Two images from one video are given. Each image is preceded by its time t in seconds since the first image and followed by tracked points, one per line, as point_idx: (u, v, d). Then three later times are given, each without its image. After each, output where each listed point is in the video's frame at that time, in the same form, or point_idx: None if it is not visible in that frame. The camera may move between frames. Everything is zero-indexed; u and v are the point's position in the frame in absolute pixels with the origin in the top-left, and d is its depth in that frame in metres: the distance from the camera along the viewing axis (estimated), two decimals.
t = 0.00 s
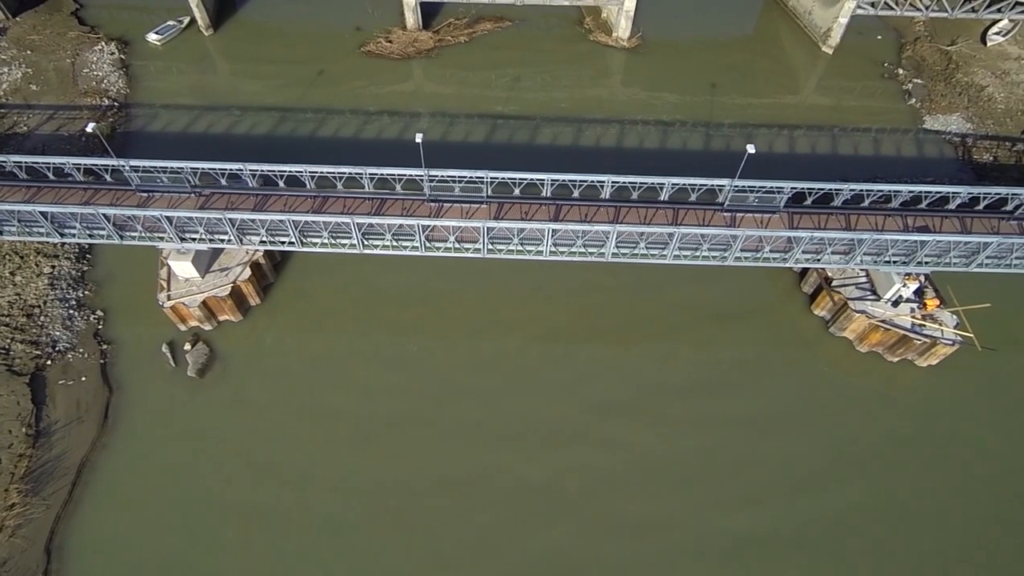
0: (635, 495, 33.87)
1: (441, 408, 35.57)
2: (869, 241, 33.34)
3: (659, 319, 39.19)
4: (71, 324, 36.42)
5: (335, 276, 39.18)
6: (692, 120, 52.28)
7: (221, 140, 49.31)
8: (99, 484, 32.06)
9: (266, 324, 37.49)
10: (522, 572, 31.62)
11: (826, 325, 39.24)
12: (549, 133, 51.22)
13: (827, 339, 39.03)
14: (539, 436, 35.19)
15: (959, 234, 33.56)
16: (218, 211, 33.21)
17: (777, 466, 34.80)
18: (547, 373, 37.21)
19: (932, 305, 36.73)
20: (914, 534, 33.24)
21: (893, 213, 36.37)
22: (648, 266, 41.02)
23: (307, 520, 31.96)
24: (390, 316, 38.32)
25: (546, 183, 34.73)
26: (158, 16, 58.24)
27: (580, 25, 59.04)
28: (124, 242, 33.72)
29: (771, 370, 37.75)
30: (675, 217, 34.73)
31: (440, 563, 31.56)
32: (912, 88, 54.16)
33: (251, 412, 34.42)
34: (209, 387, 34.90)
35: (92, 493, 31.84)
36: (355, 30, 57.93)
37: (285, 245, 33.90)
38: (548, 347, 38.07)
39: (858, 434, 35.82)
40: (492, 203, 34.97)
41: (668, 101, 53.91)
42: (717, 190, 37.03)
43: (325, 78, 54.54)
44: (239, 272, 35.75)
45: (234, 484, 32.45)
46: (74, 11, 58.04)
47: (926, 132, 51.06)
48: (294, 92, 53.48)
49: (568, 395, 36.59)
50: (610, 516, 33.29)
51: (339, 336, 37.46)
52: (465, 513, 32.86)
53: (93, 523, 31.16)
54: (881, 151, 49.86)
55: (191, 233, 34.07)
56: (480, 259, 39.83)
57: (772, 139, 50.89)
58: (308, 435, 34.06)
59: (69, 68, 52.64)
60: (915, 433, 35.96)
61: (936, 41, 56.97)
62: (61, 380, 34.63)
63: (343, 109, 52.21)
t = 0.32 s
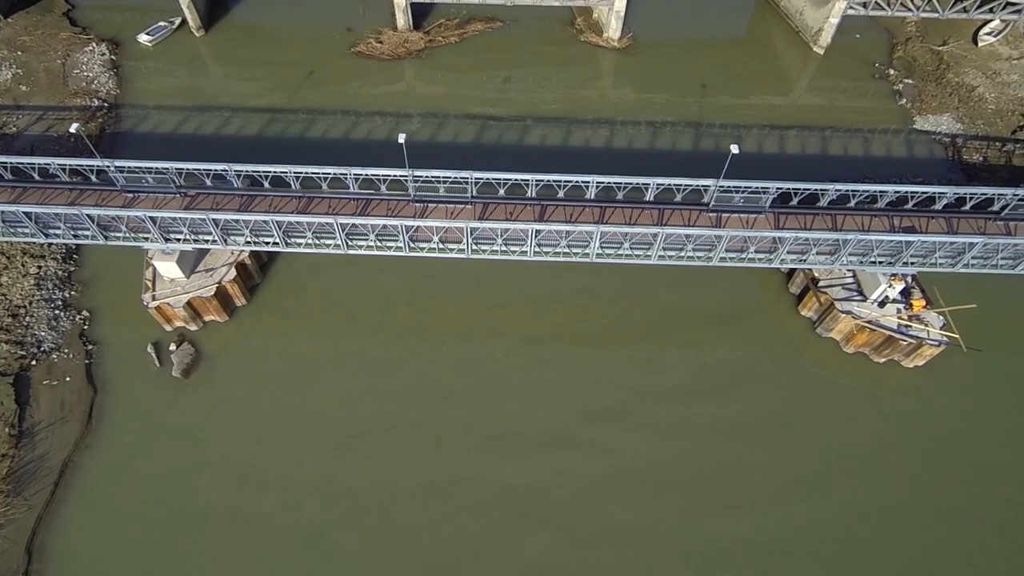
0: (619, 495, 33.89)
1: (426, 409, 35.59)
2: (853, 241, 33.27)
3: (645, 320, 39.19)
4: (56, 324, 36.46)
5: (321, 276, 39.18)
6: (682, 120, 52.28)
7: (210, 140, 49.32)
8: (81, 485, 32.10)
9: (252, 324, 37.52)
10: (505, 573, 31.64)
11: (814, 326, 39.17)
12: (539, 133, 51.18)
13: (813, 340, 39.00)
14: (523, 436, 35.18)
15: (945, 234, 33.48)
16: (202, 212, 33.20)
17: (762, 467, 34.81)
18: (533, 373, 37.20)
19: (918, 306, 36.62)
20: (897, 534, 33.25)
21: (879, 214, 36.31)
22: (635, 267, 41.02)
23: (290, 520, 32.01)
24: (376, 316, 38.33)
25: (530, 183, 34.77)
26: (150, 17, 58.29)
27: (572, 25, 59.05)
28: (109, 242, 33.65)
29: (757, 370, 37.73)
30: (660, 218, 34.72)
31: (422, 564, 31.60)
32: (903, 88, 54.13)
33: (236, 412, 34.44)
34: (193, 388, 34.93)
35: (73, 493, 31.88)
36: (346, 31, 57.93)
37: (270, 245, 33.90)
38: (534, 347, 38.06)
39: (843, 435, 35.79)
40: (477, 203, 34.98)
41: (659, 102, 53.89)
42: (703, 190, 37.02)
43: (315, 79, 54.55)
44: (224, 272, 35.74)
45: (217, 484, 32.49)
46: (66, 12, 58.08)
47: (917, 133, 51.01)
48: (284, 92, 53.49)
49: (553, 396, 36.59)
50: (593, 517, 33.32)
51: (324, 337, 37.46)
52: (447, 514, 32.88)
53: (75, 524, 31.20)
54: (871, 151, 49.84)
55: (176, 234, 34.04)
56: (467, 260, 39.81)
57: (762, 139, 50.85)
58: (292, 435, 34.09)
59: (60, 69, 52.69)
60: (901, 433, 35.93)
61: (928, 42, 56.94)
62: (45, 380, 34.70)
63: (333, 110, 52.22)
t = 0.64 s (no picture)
0: (599, 495, 33.95)
1: (407, 409, 35.65)
2: (836, 242, 33.18)
3: (629, 321, 39.22)
4: (40, 325, 36.56)
5: (305, 277, 39.24)
6: (669, 120, 52.30)
7: (197, 141, 49.35)
8: (62, 485, 32.27)
9: (235, 325, 37.57)
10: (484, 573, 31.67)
11: (798, 326, 39.13)
12: (526, 134, 51.18)
13: (798, 340, 38.94)
14: (504, 436, 35.22)
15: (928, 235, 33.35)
16: (184, 213, 33.19)
17: (742, 467, 34.83)
18: (515, 374, 37.23)
19: (902, 306, 36.57)
20: (876, 534, 33.24)
21: (863, 214, 36.20)
22: (620, 267, 41.07)
23: (269, 520, 32.09)
24: (359, 317, 38.37)
25: (512, 184, 34.81)
26: (140, 18, 58.38)
27: (562, 26, 59.08)
28: (91, 243, 33.53)
29: (740, 371, 37.71)
30: (643, 218, 34.70)
31: (401, 564, 31.66)
32: (892, 88, 54.06)
33: (218, 413, 34.55)
34: (176, 389, 35.07)
35: (53, 494, 32.08)
36: (335, 32, 57.98)
37: (251, 246, 33.92)
38: (517, 348, 38.06)
39: (825, 435, 35.78)
40: (459, 204, 34.98)
41: (648, 102, 53.88)
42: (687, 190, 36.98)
43: (304, 80, 54.59)
44: (207, 273, 35.80)
45: (197, 485, 32.63)
46: (56, 13, 58.18)
47: (906, 133, 50.92)
48: (273, 93, 53.55)
49: (535, 396, 36.60)
50: (573, 517, 33.35)
51: (308, 337, 37.51)
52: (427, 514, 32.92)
53: (55, 524, 31.39)
54: (860, 152, 49.76)
55: (158, 235, 34.01)
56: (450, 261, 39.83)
57: (749, 139, 50.82)
58: (273, 436, 34.17)
59: (49, 70, 52.79)
60: (883, 433, 35.88)
61: (918, 42, 56.89)
62: (28, 380, 34.91)
63: (321, 111, 52.24)
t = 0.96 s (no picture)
0: (582, 494, 33.97)
1: (391, 409, 35.67)
2: (821, 242, 33.06)
3: (614, 321, 39.21)
4: (25, 325, 36.62)
5: (291, 278, 39.29)
6: (659, 120, 52.28)
7: (186, 142, 49.38)
8: (45, 485, 32.36)
9: (221, 325, 37.62)
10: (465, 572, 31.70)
11: (784, 327, 39.09)
12: (515, 134, 51.18)
13: (783, 340, 38.90)
14: (488, 436, 35.22)
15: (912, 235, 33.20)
16: (168, 214, 33.19)
17: (726, 467, 34.82)
18: (500, 374, 37.21)
19: (887, 307, 36.51)
20: (859, 534, 33.21)
21: (849, 214, 36.03)
22: (605, 268, 41.09)
23: (252, 520, 32.15)
24: (344, 317, 38.38)
25: (496, 184, 34.80)
26: (131, 19, 58.43)
27: (552, 27, 59.06)
28: (75, 243, 33.37)
29: (726, 371, 37.66)
30: (627, 219, 34.67)
31: (382, 563, 31.69)
32: (883, 88, 53.98)
33: (202, 413, 34.60)
34: (161, 389, 35.15)
35: (35, 494, 32.12)
36: (326, 33, 58.00)
37: (235, 247, 33.90)
38: (502, 348, 38.06)
39: (809, 435, 35.76)
40: (443, 205, 34.97)
41: (637, 103, 53.83)
42: (672, 191, 36.94)
43: (294, 80, 54.62)
44: (192, 274, 35.85)
45: (180, 485, 32.69)
46: (48, 14, 58.24)
47: (896, 133, 50.83)
48: (263, 94, 53.59)
49: (519, 396, 36.59)
50: (555, 517, 33.36)
51: (292, 338, 37.52)
52: (410, 514, 32.95)
53: (36, 524, 31.41)
54: (849, 152, 49.67)
55: (142, 235, 33.96)
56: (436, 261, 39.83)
57: (738, 140, 50.76)
58: (257, 436, 34.22)
59: (39, 71, 52.86)
60: (868, 433, 35.82)
61: (910, 42, 56.77)
62: (12, 381, 35.00)
63: (310, 111, 52.26)
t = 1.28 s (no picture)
0: (563, 494, 34.03)
1: (374, 410, 35.71)
2: (806, 243, 32.96)
3: (600, 321, 39.25)
4: (10, 326, 36.69)
5: (277, 279, 39.35)
6: (648, 121, 52.32)
7: (175, 142, 49.42)
8: (27, 485, 32.46)
9: (205, 326, 37.69)
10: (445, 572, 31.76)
11: (770, 328, 39.08)
12: (505, 135, 51.20)
13: (768, 341, 38.89)
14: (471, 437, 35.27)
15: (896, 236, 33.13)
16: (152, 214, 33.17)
17: (708, 467, 34.86)
18: (484, 374, 37.24)
19: (873, 308, 36.47)
20: (841, 534, 33.21)
21: (835, 215, 35.93)
22: (591, 269, 41.15)
23: (234, 520, 32.28)
24: (330, 318, 38.40)
25: (481, 185, 34.81)
26: (122, 20, 58.47)
27: (544, 28, 59.08)
28: (59, 244, 33.29)
29: (710, 371, 37.65)
30: (613, 220, 34.68)
31: (363, 563, 31.76)
32: (874, 88, 53.94)
33: (186, 414, 34.70)
34: (144, 389, 35.25)
35: (18, 494, 32.24)
36: (317, 33, 58.04)
37: (218, 247, 33.88)
38: (487, 349, 38.10)
39: (793, 436, 35.77)
40: (428, 205, 34.97)
41: (628, 103, 53.84)
42: (657, 192, 36.92)
43: (284, 81, 54.63)
44: (177, 275, 35.92)
45: (162, 485, 32.83)
46: (40, 15, 58.31)
47: (886, 134, 50.82)
48: (253, 95, 53.64)
49: (504, 396, 36.59)
50: (537, 516, 33.39)
51: (277, 338, 37.58)
52: (392, 514, 33.00)
53: (18, 525, 31.52)
54: (838, 152, 49.65)
55: (126, 236, 33.93)
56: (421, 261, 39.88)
57: (728, 140, 50.74)
58: (240, 436, 34.34)
59: (30, 72, 52.92)
60: (852, 434, 35.79)
61: (901, 43, 56.69)
62: None
63: (300, 112, 52.27)
